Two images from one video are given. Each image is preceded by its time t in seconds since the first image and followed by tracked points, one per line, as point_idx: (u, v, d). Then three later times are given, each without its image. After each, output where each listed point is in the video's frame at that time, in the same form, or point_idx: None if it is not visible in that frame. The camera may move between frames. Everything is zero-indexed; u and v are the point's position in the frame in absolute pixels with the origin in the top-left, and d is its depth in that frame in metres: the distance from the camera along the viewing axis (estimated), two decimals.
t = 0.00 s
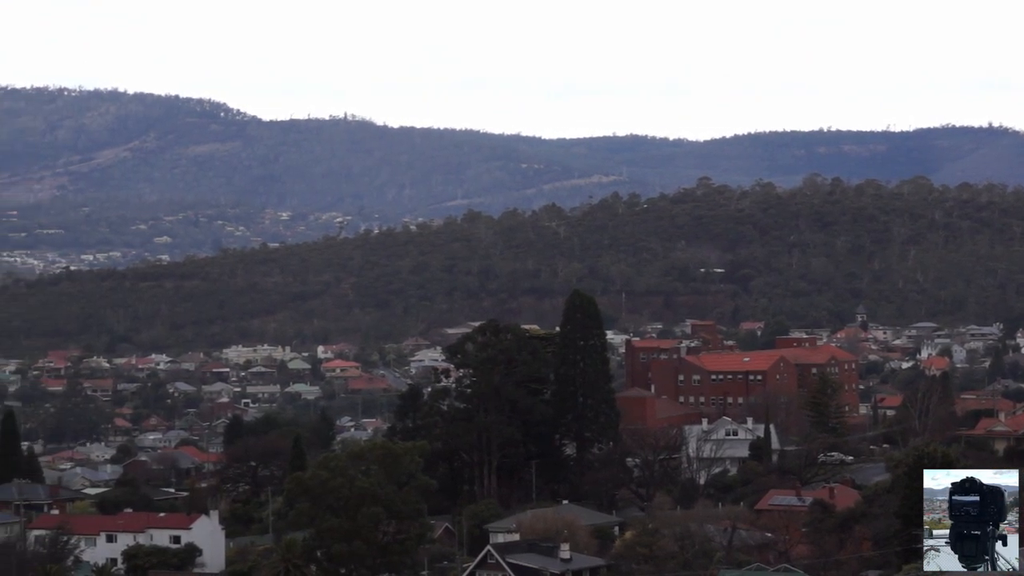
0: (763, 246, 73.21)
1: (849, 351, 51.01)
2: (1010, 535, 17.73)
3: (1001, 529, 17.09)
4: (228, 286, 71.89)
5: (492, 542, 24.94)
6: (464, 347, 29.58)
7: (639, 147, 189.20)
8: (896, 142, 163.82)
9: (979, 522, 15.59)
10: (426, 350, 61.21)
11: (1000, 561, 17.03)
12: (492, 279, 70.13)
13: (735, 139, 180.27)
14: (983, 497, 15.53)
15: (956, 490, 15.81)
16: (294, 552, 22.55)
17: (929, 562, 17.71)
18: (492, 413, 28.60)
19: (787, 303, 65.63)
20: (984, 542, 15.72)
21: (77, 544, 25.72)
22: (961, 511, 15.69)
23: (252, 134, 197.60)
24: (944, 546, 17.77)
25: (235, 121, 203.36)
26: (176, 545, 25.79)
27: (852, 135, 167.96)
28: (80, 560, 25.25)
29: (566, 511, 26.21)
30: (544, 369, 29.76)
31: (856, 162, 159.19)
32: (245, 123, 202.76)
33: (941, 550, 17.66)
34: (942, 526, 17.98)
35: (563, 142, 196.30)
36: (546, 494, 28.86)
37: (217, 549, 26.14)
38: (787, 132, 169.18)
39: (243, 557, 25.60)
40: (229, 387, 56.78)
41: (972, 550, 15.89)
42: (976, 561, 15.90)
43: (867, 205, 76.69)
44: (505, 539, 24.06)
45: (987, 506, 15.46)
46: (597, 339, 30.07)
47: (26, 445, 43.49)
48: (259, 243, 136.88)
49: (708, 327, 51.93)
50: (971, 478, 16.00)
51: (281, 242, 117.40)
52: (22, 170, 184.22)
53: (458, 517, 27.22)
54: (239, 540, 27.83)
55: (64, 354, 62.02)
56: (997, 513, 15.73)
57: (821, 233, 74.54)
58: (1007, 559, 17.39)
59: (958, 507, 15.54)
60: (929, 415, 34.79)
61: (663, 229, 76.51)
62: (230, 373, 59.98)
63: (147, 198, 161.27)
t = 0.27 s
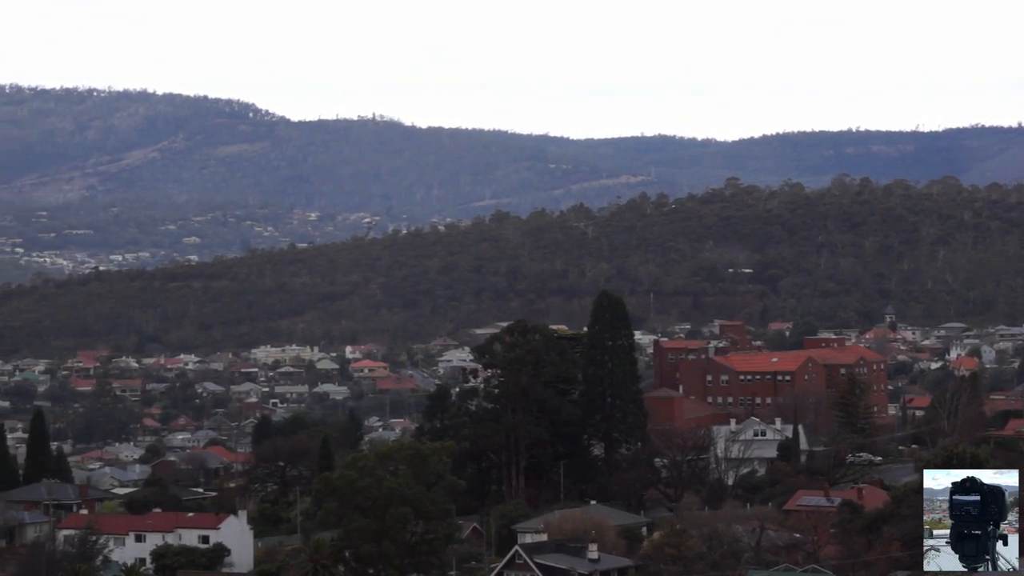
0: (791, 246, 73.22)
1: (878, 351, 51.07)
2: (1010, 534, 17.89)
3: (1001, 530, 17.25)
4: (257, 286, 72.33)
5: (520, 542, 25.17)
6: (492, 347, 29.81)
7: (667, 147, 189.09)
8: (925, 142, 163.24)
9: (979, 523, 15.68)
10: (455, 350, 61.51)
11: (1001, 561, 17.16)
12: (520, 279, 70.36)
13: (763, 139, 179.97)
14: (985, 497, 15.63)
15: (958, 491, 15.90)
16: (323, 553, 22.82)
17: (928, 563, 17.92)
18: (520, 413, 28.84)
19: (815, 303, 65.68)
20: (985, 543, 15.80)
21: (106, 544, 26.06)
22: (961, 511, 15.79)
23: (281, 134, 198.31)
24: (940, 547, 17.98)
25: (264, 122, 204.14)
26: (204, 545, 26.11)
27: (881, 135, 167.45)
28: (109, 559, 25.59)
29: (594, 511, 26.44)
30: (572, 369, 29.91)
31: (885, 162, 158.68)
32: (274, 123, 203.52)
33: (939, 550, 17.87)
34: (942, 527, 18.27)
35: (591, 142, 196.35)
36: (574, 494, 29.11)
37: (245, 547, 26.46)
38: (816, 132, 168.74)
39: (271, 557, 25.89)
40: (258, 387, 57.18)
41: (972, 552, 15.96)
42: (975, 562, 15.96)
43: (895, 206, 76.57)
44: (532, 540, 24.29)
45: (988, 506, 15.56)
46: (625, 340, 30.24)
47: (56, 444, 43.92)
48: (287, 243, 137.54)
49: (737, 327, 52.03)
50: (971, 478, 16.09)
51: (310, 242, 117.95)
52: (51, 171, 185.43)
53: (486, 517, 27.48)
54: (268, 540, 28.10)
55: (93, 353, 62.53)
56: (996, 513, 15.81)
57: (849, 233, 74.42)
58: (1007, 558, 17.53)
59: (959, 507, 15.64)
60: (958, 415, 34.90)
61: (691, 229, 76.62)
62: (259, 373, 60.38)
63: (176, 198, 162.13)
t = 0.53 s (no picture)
0: (818, 246, 73.07)
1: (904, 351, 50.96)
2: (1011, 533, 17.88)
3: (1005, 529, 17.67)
4: (283, 286, 72.59)
5: (546, 542, 25.27)
6: (517, 347, 29.92)
7: (693, 147, 188.75)
8: (952, 142, 162.49)
9: (979, 523, 16.48)
10: (480, 350, 61.62)
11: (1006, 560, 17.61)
12: (545, 279, 70.42)
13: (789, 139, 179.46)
14: (984, 498, 16.37)
15: (959, 491, 16.63)
16: (349, 553, 22.99)
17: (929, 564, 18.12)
18: (545, 413, 28.94)
19: (842, 303, 65.54)
20: (985, 542, 16.57)
21: (132, 543, 26.27)
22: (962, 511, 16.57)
23: (307, 134, 198.78)
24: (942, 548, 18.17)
25: (290, 122, 204.63)
26: (230, 544, 26.28)
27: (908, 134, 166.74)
28: (135, 558, 25.80)
29: (619, 511, 26.50)
30: (597, 369, 29.94)
31: (912, 161, 157.99)
32: (300, 123, 204.03)
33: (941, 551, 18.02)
34: (941, 525, 18.54)
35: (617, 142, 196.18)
36: (599, 494, 29.21)
37: (271, 547, 26.61)
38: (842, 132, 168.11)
39: (297, 557, 26.04)
40: (284, 387, 57.39)
41: (972, 550, 16.73)
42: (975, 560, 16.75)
43: (922, 205, 76.11)
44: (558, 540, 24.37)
45: (987, 506, 16.31)
46: (650, 339, 30.24)
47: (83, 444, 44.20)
48: (313, 243, 137.88)
49: (763, 327, 51.94)
50: (973, 478, 16.81)
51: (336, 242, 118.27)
52: (78, 171, 186.41)
53: (511, 517, 27.61)
54: (293, 540, 28.23)
55: (119, 353, 62.88)
56: (997, 512, 16.53)
57: (876, 233, 74.08)
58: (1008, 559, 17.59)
59: (959, 508, 16.38)
60: (985, 415, 34.85)
61: (716, 229, 76.56)
62: (285, 372, 60.57)
63: (203, 198, 162.78)
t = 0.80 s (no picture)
0: (845, 245, 72.97)
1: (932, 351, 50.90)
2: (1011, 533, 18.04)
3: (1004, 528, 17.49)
4: (311, 286, 72.93)
5: (574, 541, 25.46)
6: (545, 346, 30.11)
7: (721, 146, 188.50)
8: (981, 142, 161.79)
9: (980, 522, 16.00)
10: (508, 349, 61.81)
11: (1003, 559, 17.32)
12: (573, 278, 70.54)
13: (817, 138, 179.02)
14: (985, 496, 15.94)
15: (959, 490, 16.13)
16: (377, 550, 23.27)
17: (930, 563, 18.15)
18: (572, 413, 29.12)
19: (870, 302, 65.48)
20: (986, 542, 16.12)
21: (160, 542, 26.57)
22: (962, 510, 16.06)
23: (335, 134, 199.37)
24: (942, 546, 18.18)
25: (318, 122, 205.24)
26: (258, 543, 26.54)
27: (937, 134, 166.10)
28: (163, 557, 26.12)
29: (646, 510, 26.68)
30: (625, 369, 30.12)
31: (940, 161, 157.34)
32: (327, 123, 204.60)
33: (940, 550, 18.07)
34: (940, 525, 18.51)
35: (644, 142, 196.07)
36: (627, 494, 29.40)
37: (298, 546, 26.87)
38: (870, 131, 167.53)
39: (325, 557, 26.29)
40: (312, 387, 57.69)
41: (972, 552, 16.24)
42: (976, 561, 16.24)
43: (950, 205, 75.11)
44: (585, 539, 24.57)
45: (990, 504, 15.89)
46: (678, 339, 30.31)
47: (113, 443, 44.55)
48: (341, 243, 138.29)
49: (791, 327, 51.90)
50: (969, 478, 16.33)
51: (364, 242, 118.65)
52: (107, 171, 187.52)
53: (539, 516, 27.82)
54: (322, 540, 28.48)
55: (147, 353, 63.32)
56: (997, 512, 16.14)
57: (904, 232, 73.73)
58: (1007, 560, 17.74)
59: (961, 508, 15.91)
60: (1013, 415, 34.86)
61: (743, 229, 76.55)
62: (312, 372, 60.85)
63: (231, 198, 163.42)
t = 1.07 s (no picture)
0: (874, 245, 72.81)
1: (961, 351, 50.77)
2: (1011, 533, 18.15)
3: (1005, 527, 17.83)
4: (339, 286, 73.22)
5: (602, 541, 25.57)
6: (573, 346, 30.30)
7: (749, 147, 188.02)
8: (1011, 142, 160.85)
9: (978, 525, 17.05)
10: (535, 350, 61.94)
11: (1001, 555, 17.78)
12: (601, 278, 70.62)
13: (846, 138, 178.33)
14: (983, 498, 16.89)
15: (959, 490, 17.09)
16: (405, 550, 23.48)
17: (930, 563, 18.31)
18: (600, 413, 29.30)
19: (898, 303, 65.36)
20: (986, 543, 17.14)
21: (189, 542, 26.82)
22: (961, 510, 17.10)
23: (363, 134, 199.84)
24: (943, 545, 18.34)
25: (346, 122, 205.78)
26: (286, 543, 26.74)
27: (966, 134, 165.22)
28: (192, 557, 26.38)
29: (675, 511, 26.76)
30: (653, 369, 30.29)
31: (969, 161, 156.50)
32: (356, 123, 205.09)
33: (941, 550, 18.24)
34: (941, 525, 18.63)
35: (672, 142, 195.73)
36: (655, 494, 29.53)
37: (325, 546, 27.09)
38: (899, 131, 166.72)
39: (352, 557, 26.50)
40: (340, 387, 57.93)
41: (971, 549, 17.32)
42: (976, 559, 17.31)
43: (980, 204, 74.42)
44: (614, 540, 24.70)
45: (988, 508, 16.86)
46: (706, 339, 30.44)
47: (143, 443, 44.89)
48: (369, 243, 138.59)
49: (819, 327, 51.88)
50: (970, 475, 17.24)
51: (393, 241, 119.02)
52: (137, 172, 188.58)
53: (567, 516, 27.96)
54: (349, 539, 28.69)
55: (176, 353, 63.74)
56: (996, 512, 17.12)
57: (933, 232, 73.04)
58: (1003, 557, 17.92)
59: (960, 508, 16.88)
60: None
61: (771, 229, 76.49)
62: (340, 373, 61.08)
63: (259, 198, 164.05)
